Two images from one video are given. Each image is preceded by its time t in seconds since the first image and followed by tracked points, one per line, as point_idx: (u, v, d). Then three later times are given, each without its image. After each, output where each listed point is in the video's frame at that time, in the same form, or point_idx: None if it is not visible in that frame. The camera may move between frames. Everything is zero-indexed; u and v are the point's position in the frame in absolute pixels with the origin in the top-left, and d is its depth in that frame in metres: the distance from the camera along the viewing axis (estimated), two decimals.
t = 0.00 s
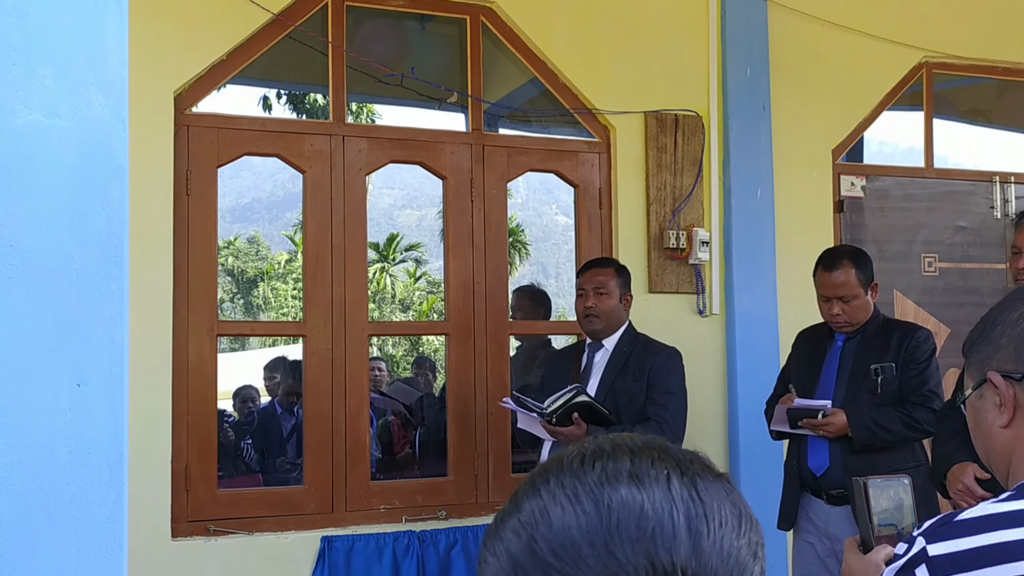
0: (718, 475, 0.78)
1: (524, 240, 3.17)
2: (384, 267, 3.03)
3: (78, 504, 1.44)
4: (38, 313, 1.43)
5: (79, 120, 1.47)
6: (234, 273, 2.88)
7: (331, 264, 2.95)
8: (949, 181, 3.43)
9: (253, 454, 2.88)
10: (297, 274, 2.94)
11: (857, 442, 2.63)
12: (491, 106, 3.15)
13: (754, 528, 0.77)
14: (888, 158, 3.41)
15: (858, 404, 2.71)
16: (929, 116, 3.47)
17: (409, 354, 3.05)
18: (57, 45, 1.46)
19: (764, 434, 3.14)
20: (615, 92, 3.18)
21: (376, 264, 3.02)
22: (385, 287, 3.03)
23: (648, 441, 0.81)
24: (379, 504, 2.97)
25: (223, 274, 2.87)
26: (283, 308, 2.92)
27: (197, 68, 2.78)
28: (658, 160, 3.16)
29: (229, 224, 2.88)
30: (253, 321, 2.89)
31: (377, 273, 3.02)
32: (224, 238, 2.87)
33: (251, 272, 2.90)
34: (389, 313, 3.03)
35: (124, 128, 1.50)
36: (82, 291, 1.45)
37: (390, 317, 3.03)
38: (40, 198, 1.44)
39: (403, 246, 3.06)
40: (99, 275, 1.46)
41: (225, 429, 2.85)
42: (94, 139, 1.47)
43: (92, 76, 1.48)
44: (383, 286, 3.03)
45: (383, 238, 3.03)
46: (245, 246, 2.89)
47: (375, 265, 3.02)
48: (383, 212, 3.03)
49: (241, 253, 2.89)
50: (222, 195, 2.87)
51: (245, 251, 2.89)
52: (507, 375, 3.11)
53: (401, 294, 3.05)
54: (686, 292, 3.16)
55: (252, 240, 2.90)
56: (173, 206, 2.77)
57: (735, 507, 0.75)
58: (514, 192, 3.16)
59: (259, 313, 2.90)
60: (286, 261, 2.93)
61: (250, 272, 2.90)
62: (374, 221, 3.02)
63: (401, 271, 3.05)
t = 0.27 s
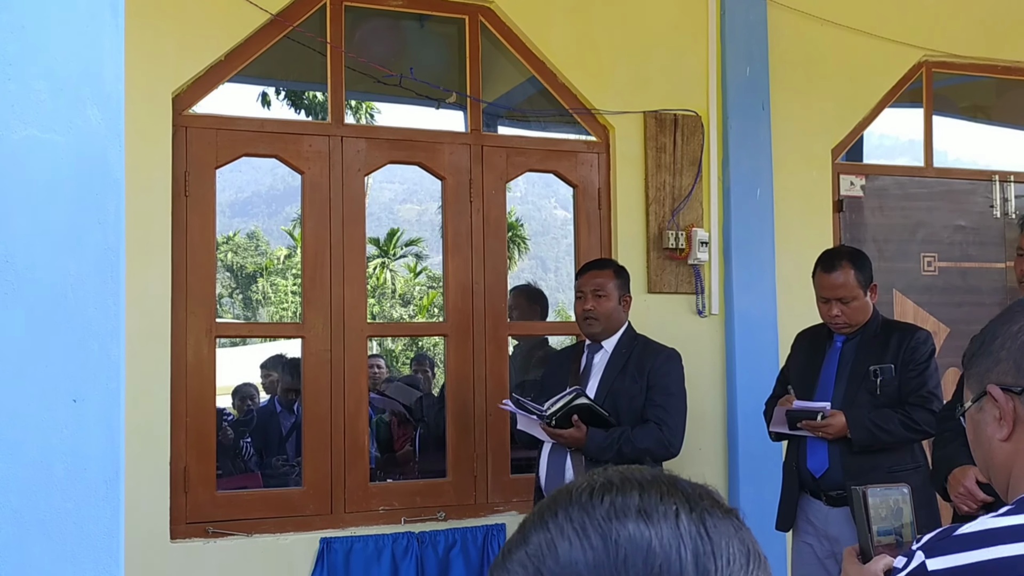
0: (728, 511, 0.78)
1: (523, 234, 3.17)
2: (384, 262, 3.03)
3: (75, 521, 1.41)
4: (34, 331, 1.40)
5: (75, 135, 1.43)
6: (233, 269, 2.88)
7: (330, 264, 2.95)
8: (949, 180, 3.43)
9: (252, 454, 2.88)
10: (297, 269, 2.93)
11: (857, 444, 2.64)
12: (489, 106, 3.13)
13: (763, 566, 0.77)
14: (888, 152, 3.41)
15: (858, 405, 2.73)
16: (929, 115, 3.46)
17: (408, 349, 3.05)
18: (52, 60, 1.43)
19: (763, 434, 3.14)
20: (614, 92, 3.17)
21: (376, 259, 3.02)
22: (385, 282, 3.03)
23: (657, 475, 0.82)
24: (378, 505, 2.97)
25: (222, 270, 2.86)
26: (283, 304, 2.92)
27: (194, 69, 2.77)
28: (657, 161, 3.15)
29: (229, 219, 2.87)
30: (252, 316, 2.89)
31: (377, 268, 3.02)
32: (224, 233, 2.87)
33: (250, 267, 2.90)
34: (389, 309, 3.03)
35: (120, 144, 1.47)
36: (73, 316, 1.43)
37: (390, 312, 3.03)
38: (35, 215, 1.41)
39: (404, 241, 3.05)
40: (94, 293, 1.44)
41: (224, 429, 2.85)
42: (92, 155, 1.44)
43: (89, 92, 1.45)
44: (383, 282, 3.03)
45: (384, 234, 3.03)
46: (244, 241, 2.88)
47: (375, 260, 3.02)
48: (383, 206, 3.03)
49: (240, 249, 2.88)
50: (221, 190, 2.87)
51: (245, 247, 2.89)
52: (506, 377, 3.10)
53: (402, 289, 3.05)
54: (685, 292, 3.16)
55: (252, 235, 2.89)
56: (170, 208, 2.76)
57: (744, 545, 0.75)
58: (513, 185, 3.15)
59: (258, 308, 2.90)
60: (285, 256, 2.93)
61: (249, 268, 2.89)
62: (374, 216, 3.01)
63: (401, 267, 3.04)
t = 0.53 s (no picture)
0: (716, 554, 0.83)
1: (522, 233, 3.17)
2: (385, 263, 3.03)
3: (68, 550, 1.40)
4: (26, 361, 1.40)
5: (68, 163, 1.44)
6: (232, 270, 2.88)
7: (327, 273, 2.95)
8: (946, 184, 3.42)
9: (251, 460, 2.88)
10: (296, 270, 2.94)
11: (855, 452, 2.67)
12: (486, 113, 3.13)
13: None
14: (889, 148, 3.42)
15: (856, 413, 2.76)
16: (926, 120, 3.46)
17: (408, 351, 3.05)
18: (42, 88, 1.43)
19: (762, 441, 3.14)
20: (610, 99, 3.18)
21: (377, 259, 3.02)
22: (386, 283, 3.03)
23: (646, 519, 0.87)
24: (376, 514, 2.97)
25: (222, 272, 2.87)
26: (282, 305, 2.92)
27: (191, 78, 2.77)
28: (654, 167, 3.15)
29: (229, 220, 2.89)
30: (252, 318, 2.90)
31: (378, 269, 3.02)
32: (223, 234, 2.88)
33: (250, 269, 2.91)
34: (390, 308, 3.04)
35: (112, 169, 1.46)
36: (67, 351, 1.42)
37: (391, 312, 3.04)
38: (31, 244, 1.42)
39: (404, 242, 3.06)
40: (87, 324, 1.43)
41: (223, 437, 2.86)
42: (86, 185, 1.44)
43: (81, 119, 1.45)
44: (384, 282, 3.03)
45: (385, 233, 3.03)
46: (244, 242, 2.90)
47: (375, 261, 3.02)
48: (384, 206, 3.04)
49: (240, 250, 2.89)
50: (222, 190, 2.88)
51: (247, 247, 2.90)
52: (504, 386, 3.10)
53: (403, 289, 3.05)
54: (683, 298, 3.16)
55: (252, 236, 2.91)
56: (168, 218, 2.76)
57: None
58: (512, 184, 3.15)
59: (258, 310, 2.91)
60: (284, 257, 2.93)
61: (248, 270, 2.90)
62: (374, 216, 3.02)
63: (402, 267, 3.05)
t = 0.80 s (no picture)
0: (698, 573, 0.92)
1: (521, 231, 3.17)
2: (385, 264, 3.04)
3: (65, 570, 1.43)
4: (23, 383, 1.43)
5: (60, 184, 1.47)
6: (231, 273, 2.89)
7: (324, 280, 2.95)
8: (943, 183, 3.42)
9: (251, 466, 2.89)
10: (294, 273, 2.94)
11: (854, 453, 2.69)
12: (481, 118, 3.13)
13: None
14: (888, 143, 3.43)
15: (855, 414, 2.78)
16: (922, 119, 3.45)
17: (408, 352, 3.04)
18: (36, 110, 1.46)
19: (761, 442, 3.13)
20: (606, 102, 3.18)
21: (377, 261, 3.03)
22: (386, 284, 3.04)
23: (632, 545, 0.94)
24: (376, 520, 2.97)
25: (220, 275, 2.88)
26: (282, 308, 2.93)
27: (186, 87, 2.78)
28: (650, 170, 3.15)
29: (228, 222, 2.89)
30: (251, 320, 2.90)
31: (378, 270, 3.03)
32: (223, 237, 2.88)
33: (249, 272, 2.91)
34: (390, 309, 3.04)
35: (104, 190, 1.50)
36: (59, 374, 1.45)
37: (391, 313, 3.04)
38: (23, 264, 1.45)
39: (404, 243, 3.06)
40: (81, 347, 1.46)
41: (223, 443, 2.86)
42: (76, 206, 1.48)
43: (72, 139, 1.48)
44: (384, 283, 3.04)
45: (384, 234, 3.04)
46: (244, 245, 2.90)
47: (375, 263, 3.02)
48: (384, 207, 3.04)
49: (240, 253, 2.90)
50: (221, 191, 2.88)
51: (246, 250, 2.90)
52: (503, 391, 3.10)
53: (404, 289, 3.05)
54: (681, 301, 3.15)
55: (252, 239, 2.91)
56: (165, 227, 2.77)
57: None
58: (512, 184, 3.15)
59: (258, 312, 2.91)
60: (283, 260, 2.94)
61: (248, 273, 2.91)
62: (374, 216, 3.02)
63: (403, 267, 3.05)
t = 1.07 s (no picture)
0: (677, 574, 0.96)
1: (520, 227, 3.17)
2: (385, 261, 3.03)
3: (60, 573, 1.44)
4: (32, 385, 1.43)
5: (53, 188, 1.46)
6: (231, 271, 2.89)
7: (322, 278, 2.94)
8: (941, 179, 3.41)
9: (251, 465, 2.89)
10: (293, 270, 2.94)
11: (853, 449, 2.70)
12: (478, 116, 3.12)
13: None
14: (888, 137, 3.42)
15: (854, 411, 2.79)
16: (920, 115, 3.45)
17: (409, 349, 3.04)
18: (30, 114, 1.46)
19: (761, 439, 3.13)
20: (603, 99, 3.17)
21: (377, 258, 3.02)
22: (387, 280, 3.03)
23: (618, 550, 0.98)
24: (375, 519, 2.97)
25: (219, 272, 2.88)
26: (282, 305, 2.93)
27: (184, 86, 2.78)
28: (648, 167, 3.15)
29: (227, 220, 2.89)
30: (251, 317, 2.91)
31: (378, 267, 3.02)
32: (222, 235, 2.88)
33: (249, 270, 2.91)
34: (390, 305, 3.04)
35: (99, 192, 1.49)
36: (56, 378, 1.45)
37: (391, 310, 3.04)
38: (14, 266, 1.44)
39: (404, 239, 3.05)
40: (75, 346, 1.46)
41: (222, 441, 2.86)
42: (70, 210, 1.47)
43: (66, 142, 1.47)
44: (384, 280, 3.03)
45: (385, 230, 3.03)
46: (244, 243, 2.90)
47: (376, 259, 3.02)
48: (384, 203, 3.04)
49: (239, 251, 2.90)
50: (221, 189, 2.88)
51: (246, 248, 2.90)
52: (501, 388, 3.10)
53: (405, 285, 3.05)
54: (679, 297, 3.15)
55: (251, 237, 2.91)
56: (162, 226, 2.77)
57: None
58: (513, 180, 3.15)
59: (257, 309, 2.91)
60: (283, 257, 2.94)
61: (247, 270, 2.91)
62: (375, 213, 3.02)
63: (404, 264, 3.05)
